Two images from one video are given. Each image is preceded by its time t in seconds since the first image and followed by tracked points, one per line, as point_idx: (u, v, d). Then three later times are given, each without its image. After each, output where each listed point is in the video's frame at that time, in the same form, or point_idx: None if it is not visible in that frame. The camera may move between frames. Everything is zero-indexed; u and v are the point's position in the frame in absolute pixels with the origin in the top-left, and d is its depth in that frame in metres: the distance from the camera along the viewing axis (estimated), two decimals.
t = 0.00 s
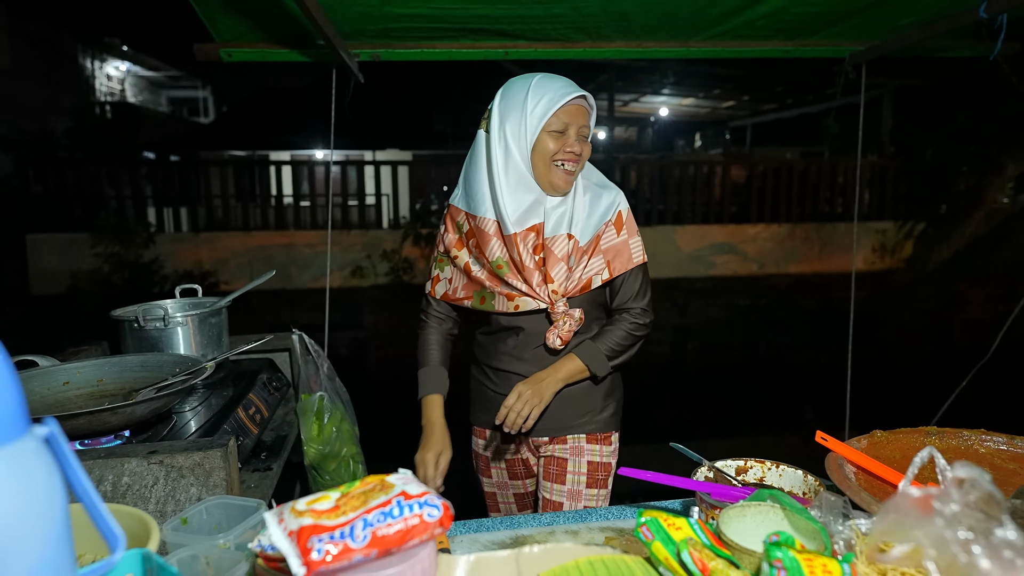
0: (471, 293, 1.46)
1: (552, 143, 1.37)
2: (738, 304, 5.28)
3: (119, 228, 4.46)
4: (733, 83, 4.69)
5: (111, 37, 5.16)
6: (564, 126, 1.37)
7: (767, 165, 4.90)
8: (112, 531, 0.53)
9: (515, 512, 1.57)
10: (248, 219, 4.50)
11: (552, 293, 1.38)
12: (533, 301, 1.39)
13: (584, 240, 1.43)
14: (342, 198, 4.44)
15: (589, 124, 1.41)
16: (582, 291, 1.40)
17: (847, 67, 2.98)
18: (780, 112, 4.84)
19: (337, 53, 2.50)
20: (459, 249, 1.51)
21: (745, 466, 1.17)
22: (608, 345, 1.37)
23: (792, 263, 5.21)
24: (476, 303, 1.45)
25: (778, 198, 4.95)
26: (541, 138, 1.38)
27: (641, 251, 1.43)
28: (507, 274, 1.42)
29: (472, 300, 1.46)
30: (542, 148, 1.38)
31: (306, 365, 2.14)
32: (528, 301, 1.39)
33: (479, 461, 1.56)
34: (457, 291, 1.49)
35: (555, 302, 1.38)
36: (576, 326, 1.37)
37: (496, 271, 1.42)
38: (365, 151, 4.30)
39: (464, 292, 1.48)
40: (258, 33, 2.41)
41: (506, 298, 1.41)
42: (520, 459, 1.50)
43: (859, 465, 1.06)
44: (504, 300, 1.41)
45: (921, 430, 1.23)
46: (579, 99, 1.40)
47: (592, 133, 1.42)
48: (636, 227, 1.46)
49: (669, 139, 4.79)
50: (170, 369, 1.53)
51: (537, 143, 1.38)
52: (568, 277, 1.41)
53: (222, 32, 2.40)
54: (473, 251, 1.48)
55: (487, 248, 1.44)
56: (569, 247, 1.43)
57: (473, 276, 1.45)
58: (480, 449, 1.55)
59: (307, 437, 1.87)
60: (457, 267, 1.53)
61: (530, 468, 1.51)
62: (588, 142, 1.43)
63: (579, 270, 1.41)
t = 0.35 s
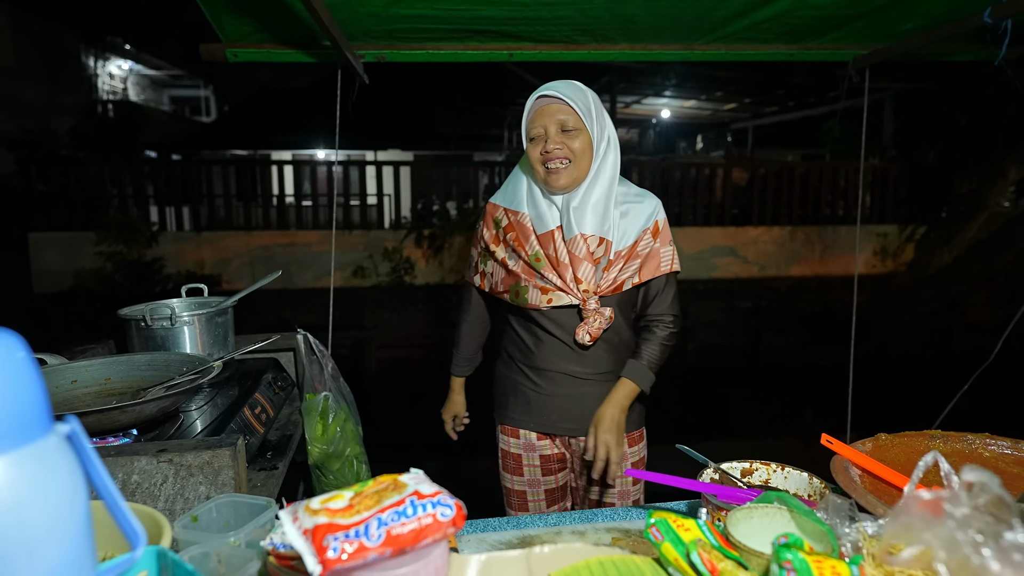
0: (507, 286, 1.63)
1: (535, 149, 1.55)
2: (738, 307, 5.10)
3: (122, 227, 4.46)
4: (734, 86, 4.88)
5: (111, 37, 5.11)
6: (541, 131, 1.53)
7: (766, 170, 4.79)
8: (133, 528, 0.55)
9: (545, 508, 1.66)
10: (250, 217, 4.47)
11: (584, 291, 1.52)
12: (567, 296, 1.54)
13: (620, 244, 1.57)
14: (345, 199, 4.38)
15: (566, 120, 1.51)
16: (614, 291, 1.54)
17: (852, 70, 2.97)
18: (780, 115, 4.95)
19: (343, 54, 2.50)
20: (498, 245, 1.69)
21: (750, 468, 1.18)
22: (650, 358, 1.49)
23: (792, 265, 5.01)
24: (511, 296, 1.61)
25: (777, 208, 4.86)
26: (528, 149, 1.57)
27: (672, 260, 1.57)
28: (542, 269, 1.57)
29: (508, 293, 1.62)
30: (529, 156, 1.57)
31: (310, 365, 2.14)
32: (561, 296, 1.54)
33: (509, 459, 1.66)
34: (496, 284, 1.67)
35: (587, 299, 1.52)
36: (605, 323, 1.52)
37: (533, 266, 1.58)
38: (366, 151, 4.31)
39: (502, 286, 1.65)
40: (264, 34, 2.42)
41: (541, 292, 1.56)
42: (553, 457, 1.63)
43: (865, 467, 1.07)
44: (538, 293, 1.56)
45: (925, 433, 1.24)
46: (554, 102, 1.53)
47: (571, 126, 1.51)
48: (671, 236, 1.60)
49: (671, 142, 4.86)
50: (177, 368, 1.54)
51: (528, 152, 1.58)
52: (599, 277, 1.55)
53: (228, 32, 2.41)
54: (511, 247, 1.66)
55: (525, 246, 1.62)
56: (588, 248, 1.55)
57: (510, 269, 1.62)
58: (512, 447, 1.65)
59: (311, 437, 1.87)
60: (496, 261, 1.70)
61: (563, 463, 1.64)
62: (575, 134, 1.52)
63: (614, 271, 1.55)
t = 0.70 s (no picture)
0: (537, 269, 1.63)
1: (578, 151, 1.59)
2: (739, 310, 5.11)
3: (126, 225, 4.49)
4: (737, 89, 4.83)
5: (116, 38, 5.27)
6: (586, 134, 1.56)
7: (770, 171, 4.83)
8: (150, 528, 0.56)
9: (563, 503, 1.68)
10: (253, 217, 4.50)
11: (614, 292, 1.54)
12: (596, 293, 1.56)
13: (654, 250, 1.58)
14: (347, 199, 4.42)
15: (612, 127, 1.53)
16: (644, 293, 1.56)
17: (853, 77, 3.00)
18: (783, 120, 4.90)
19: (349, 57, 2.53)
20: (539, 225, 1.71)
21: (751, 473, 1.19)
22: (714, 344, 1.57)
23: (792, 269, 5.05)
24: (540, 279, 1.60)
25: (781, 207, 4.89)
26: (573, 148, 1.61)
27: (716, 267, 1.58)
28: (577, 261, 1.58)
29: (536, 276, 1.62)
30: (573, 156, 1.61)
31: (313, 366, 2.15)
32: (592, 292, 1.56)
33: (531, 449, 1.70)
34: (524, 264, 1.66)
35: (616, 300, 1.53)
36: (633, 325, 1.52)
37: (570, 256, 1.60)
38: (369, 152, 4.35)
39: (530, 267, 1.65)
40: (271, 36, 2.44)
41: (573, 283, 1.57)
42: (574, 450, 1.66)
43: (865, 474, 1.08)
44: (570, 283, 1.57)
45: (925, 440, 1.25)
46: (603, 107, 1.55)
47: (616, 135, 1.53)
48: (715, 242, 1.61)
49: (673, 144, 4.89)
50: (184, 369, 1.56)
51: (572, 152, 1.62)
52: (630, 279, 1.57)
53: (236, 35, 2.43)
54: (552, 231, 1.67)
55: (565, 234, 1.63)
56: (619, 250, 1.58)
57: (547, 253, 1.63)
58: (535, 437, 1.69)
59: (314, 437, 1.88)
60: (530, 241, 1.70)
61: (583, 457, 1.66)
62: (619, 142, 1.54)
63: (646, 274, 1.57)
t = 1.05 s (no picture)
0: (513, 282, 1.74)
1: (556, 163, 1.63)
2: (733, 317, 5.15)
3: (122, 225, 4.49)
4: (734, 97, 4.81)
5: (110, 38, 5.26)
6: (564, 146, 1.61)
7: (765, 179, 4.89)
8: (146, 527, 0.57)
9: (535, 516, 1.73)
10: (248, 218, 4.50)
11: (586, 305, 1.61)
12: (570, 306, 1.63)
13: (627, 262, 1.65)
14: (344, 202, 4.43)
15: (589, 140, 1.58)
16: (617, 305, 1.62)
17: (848, 88, 3.03)
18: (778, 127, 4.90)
19: (348, 61, 2.54)
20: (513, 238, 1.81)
21: (740, 479, 1.20)
22: (674, 359, 1.55)
23: (787, 275, 5.05)
24: (516, 292, 1.71)
25: (776, 214, 4.93)
26: (551, 160, 1.65)
27: (689, 282, 1.63)
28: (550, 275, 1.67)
29: (511, 288, 1.74)
30: (551, 168, 1.65)
31: (308, 368, 2.16)
32: (564, 304, 1.63)
33: (505, 464, 1.74)
34: (500, 277, 1.78)
35: (589, 313, 1.59)
36: (607, 338, 1.57)
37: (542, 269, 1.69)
38: (365, 154, 4.35)
39: (506, 280, 1.76)
40: (270, 39, 2.45)
41: (546, 295, 1.66)
42: (548, 467, 1.69)
43: (853, 480, 1.09)
44: (543, 296, 1.66)
45: (913, 448, 1.27)
46: (580, 119, 1.60)
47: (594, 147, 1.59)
48: (688, 256, 1.66)
49: (669, 151, 4.76)
50: (178, 370, 1.57)
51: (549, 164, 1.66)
52: (603, 292, 1.63)
53: (235, 37, 2.44)
54: (525, 245, 1.77)
55: (537, 248, 1.73)
56: (592, 263, 1.65)
57: (521, 266, 1.73)
58: (510, 451, 1.74)
59: (307, 440, 1.88)
60: (505, 255, 1.81)
61: (557, 475, 1.70)
62: (596, 153, 1.60)
63: (618, 286, 1.63)
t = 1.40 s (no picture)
0: (449, 288, 1.58)
1: (487, 167, 1.48)
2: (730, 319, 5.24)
3: (119, 226, 4.47)
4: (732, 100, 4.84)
5: (113, 35, 5.17)
6: (494, 149, 1.46)
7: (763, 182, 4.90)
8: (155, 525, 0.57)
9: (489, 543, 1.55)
10: (246, 219, 4.52)
11: (527, 302, 1.46)
12: (510, 306, 1.48)
13: (566, 255, 1.51)
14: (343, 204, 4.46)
15: (522, 139, 1.45)
16: (559, 301, 1.48)
17: (846, 91, 3.05)
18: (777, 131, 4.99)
19: (349, 63, 2.54)
20: (444, 243, 1.66)
21: (742, 480, 1.21)
22: (620, 355, 1.44)
23: (785, 279, 5.10)
24: (454, 297, 1.56)
25: (774, 217, 4.95)
26: (479, 166, 1.49)
27: (629, 270, 1.52)
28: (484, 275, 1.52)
29: (448, 295, 1.58)
30: (481, 174, 1.50)
31: (308, 369, 2.14)
32: (504, 304, 1.49)
33: (453, 485, 1.58)
34: (434, 284, 1.62)
35: (531, 311, 1.45)
36: (553, 337, 1.44)
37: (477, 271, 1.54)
38: (364, 156, 4.38)
39: (441, 287, 1.60)
40: (271, 41, 2.45)
41: (485, 297, 1.51)
42: (499, 486, 1.55)
43: (855, 482, 1.09)
44: (483, 298, 1.51)
45: (914, 450, 1.28)
46: (507, 118, 1.45)
47: (527, 146, 1.46)
48: (626, 244, 1.55)
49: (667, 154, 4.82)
50: (179, 370, 1.57)
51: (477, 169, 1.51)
52: (543, 287, 1.49)
53: (236, 39, 2.44)
54: (456, 249, 1.62)
55: (468, 249, 1.57)
56: (531, 256, 1.50)
57: (456, 271, 1.58)
58: (458, 472, 1.57)
59: (308, 440, 1.91)
60: (438, 262, 1.65)
61: (510, 493, 1.56)
62: (529, 153, 1.47)
63: (559, 280, 1.50)
